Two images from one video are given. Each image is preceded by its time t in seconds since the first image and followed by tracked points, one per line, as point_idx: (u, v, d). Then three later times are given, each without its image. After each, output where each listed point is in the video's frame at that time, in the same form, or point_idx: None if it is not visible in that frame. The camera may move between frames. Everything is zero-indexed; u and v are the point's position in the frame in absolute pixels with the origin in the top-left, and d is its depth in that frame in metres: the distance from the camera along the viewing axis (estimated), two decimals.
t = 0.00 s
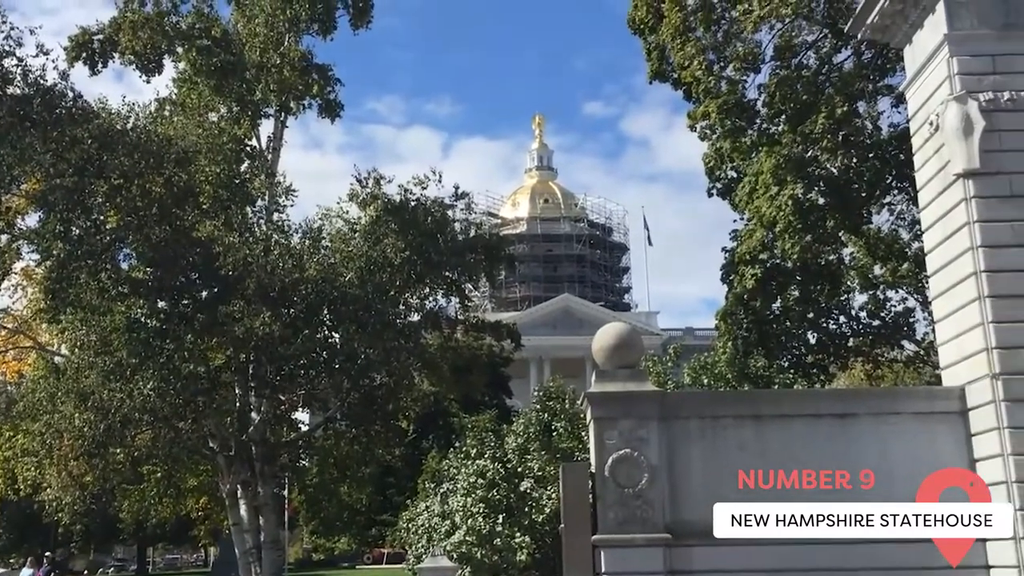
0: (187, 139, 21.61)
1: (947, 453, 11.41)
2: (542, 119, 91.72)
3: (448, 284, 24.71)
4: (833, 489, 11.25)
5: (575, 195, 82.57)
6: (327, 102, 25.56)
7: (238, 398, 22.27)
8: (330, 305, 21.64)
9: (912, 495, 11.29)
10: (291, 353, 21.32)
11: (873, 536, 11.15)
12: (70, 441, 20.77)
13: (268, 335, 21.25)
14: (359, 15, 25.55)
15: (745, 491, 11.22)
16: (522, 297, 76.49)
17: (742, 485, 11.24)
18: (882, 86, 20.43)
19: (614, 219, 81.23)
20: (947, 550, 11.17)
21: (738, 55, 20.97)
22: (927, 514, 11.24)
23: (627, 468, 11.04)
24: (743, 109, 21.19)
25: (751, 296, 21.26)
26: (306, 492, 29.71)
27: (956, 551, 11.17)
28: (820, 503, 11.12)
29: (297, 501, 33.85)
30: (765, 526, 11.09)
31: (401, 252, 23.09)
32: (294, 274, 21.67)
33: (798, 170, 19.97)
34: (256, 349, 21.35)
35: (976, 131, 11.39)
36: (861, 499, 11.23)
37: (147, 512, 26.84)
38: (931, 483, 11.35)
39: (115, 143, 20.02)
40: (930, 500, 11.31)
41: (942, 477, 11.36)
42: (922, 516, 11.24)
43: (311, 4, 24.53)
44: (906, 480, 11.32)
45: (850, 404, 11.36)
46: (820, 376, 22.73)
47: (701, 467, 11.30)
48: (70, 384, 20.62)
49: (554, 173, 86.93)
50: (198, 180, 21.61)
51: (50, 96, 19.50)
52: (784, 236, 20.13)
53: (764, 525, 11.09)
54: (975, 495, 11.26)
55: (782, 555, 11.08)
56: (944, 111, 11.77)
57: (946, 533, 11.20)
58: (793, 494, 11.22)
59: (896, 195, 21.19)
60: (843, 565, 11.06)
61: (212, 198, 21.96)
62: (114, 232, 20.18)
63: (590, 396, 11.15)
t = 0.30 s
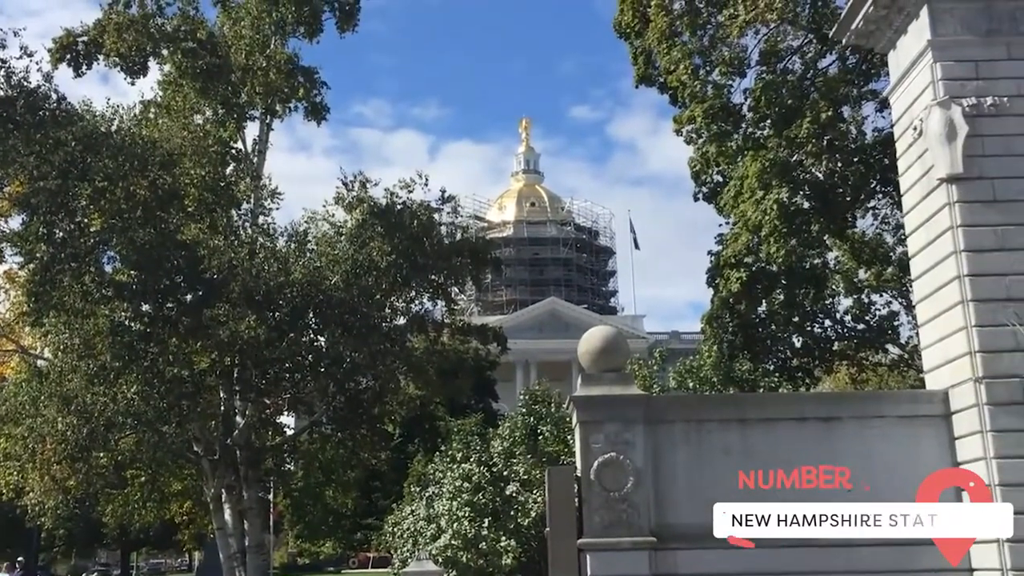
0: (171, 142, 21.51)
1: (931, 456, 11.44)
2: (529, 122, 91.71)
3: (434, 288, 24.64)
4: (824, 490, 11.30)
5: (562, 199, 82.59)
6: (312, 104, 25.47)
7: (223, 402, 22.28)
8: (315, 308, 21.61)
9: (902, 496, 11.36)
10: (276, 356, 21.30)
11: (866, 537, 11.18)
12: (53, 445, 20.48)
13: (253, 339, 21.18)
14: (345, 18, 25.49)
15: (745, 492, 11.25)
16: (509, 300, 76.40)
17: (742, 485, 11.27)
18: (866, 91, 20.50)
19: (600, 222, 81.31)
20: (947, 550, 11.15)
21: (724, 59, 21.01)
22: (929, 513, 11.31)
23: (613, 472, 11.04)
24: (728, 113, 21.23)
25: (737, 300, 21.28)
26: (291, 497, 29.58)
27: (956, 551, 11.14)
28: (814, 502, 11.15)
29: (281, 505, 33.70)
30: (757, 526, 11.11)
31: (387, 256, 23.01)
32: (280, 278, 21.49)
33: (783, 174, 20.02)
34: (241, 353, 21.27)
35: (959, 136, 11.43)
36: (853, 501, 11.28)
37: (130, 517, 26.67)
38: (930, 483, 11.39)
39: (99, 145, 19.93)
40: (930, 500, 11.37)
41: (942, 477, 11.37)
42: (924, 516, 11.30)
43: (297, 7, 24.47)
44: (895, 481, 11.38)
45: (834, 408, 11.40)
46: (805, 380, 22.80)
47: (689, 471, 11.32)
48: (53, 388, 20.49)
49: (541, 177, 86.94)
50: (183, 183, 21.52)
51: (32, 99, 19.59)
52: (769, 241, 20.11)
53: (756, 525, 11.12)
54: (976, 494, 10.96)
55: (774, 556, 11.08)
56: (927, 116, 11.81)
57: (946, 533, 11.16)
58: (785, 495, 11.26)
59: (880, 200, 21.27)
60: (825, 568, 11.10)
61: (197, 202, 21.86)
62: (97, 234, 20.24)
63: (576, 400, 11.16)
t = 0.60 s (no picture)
0: (155, 145, 21.42)
1: (913, 460, 11.51)
2: (515, 126, 91.76)
3: (419, 292, 24.59)
4: (809, 493, 11.35)
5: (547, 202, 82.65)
6: (297, 108, 25.43)
7: (207, 405, 22.16)
8: (300, 312, 21.57)
9: (884, 499, 11.43)
10: (260, 359, 21.26)
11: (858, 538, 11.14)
12: (34, 449, 20.38)
13: (237, 342, 20.98)
14: (330, 21, 25.47)
15: (735, 494, 11.27)
16: (494, 304, 76.36)
17: (730, 488, 11.29)
18: (850, 96, 20.61)
19: (585, 226, 81.41)
20: (946, 550, 11.08)
21: (709, 64, 21.08)
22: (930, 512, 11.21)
23: (597, 476, 11.03)
24: (712, 118, 21.29)
25: (721, 304, 21.34)
26: (275, 501, 29.47)
27: (957, 551, 11.04)
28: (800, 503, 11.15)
29: (265, 509, 33.57)
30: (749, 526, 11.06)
31: (371, 259, 22.97)
32: (263, 282, 21.46)
33: (767, 179, 20.10)
34: (225, 356, 21.21)
35: (942, 142, 11.49)
36: (839, 503, 11.30)
37: (112, 521, 26.50)
38: (929, 484, 11.36)
39: (82, 147, 19.87)
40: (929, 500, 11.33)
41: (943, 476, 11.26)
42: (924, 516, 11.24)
43: (282, 10, 24.50)
44: (878, 484, 11.45)
45: (817, 411, 11.48)
46: (788, 384, 22.88)
47: (674, 476, 11.32)
48: (35, 392, 20.49)
49: (526, 181, 87.02)
50: (166, 186, 21.44)
51: (15, 100, 19.54)
52: (752, 245, 20.22)
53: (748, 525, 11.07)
54: (975, 494, 10.75)
55: (759, 559, 11.08)
56: (910, 121, 11.86)
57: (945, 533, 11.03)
58: (769, 498, 11.30)
59: (863, 204, 21.39)
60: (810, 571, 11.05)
61: (180, 204, 21.84)
62: (80, 238, 19.97)
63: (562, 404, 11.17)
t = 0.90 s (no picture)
0: (137, 147, 21.29)
1: (893, 465, 11.53)
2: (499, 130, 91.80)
3: (402, 296, 24.52)
4: (790, 498, 11.36)
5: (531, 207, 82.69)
6: (281, 111, 25.34)
7: (188, 410, 22.04)
8: (282, 315, 21.45)
9: (865, 504, 11.45)
10: (242, 364, 21.07)
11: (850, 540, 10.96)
12: (14, 453, 20.49)
13: (219, 346, 20.84)
14: (314, 24, 25.43)
15: (717, 500, 11.29)
16: (477, 308, 76.27)
17: (712, 494, 11.30)
18: (832, 103, 20.68)
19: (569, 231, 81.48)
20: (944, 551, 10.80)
21: (692, 70, 21.12)
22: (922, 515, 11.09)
23: (580, 480, 11.02)
24: (696, 124, 21.31)
25: (703, 309, 21.39)
26: (256, 506, 29.33)
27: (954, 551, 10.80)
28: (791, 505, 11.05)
29: (246, 514, 33.40)
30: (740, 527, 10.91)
31: (354, 263, 22.90)
32: (245, 285, 21.40)
33: (750, 185, 20.18)
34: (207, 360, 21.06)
35: (922, 149, 11.54)
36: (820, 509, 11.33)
37: (92, 526, 26.29)
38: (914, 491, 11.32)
39: (63, 149, 19.50)
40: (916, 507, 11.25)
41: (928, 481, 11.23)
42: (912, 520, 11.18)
43: (265, 13, 24.49)
44: (861, 490, 11.46)
45: (799, 416, 11.52)
46: (770, 388, 22.96)
47: (656, 481, 11.32)
48: (14, 395, 20.46)
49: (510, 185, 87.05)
50: (148, 189, 21.28)
51: None
52: (735, 250, 20.28)
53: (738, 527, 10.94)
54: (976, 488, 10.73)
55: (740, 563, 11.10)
56: (891, 128, 11.91)
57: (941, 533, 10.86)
58: (751, 503, 11.31)
59: (845, 210, 21.46)
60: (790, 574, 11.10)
61: (162, 207, 21.68)
62: (61, 240, 19.93)
63: (545, 409, 11.15)
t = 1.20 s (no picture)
0: (118, 150, 21.15)
1: (875, 471, 11.55)
2: (483, 135, 91.82)
3: (385, 301, 24.43)
4: (773, 505, 11.38)
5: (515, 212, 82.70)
6: (264, 114, 25.24)
7: (169, 414, 21.90)
8: (264, 320, 21.32)
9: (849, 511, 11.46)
10: (224, 368, 21.15)
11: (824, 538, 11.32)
12: None
13: (201, 349, 20.70)
14: (298, 28, 25.32)
15: (699, 506, 11.32)
16: (461, 313, 76.18)
17: (694, 500, 11.33)
18: (815, 110, 20.77)
19: (553, 236, 81.53)
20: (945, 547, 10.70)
21: (675, 76, 21.15)
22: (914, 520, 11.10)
23: (562, 486, 11.01)
24: (680, 130, 21.28)
25: (686, 314, 21.43)
26: (237, 511, 29.18)
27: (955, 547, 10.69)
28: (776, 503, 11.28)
29: (227, 520, 33.22)
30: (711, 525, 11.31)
31: (338, 267, 22.82)
32: (227, 290, 21.31)
33: (733, 192, 20.30)
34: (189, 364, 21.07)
35: (904, 156, 11.59)
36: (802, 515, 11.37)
37: (71, 531, 26.09)
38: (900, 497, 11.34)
39: (44, 151, 19.16)
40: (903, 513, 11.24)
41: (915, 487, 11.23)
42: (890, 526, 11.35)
43: (249, 16, 24.26)
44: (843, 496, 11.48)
45: (781, 422, 11.55)
46: (752, 395, 23.03)
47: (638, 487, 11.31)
48: None
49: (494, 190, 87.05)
50: (131, 192, 21.07)
51: None
52: (719, 256, 20.40)
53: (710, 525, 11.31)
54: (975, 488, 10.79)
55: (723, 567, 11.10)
56: (873, 136, 11.96)
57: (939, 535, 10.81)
58: (734, 509, 11.34)
59: (828, 217, 21.54)
60: None
61: (144, 210, 21.42)
62: (42, 243, 19.72)
63: (529, 414, 11.13)
